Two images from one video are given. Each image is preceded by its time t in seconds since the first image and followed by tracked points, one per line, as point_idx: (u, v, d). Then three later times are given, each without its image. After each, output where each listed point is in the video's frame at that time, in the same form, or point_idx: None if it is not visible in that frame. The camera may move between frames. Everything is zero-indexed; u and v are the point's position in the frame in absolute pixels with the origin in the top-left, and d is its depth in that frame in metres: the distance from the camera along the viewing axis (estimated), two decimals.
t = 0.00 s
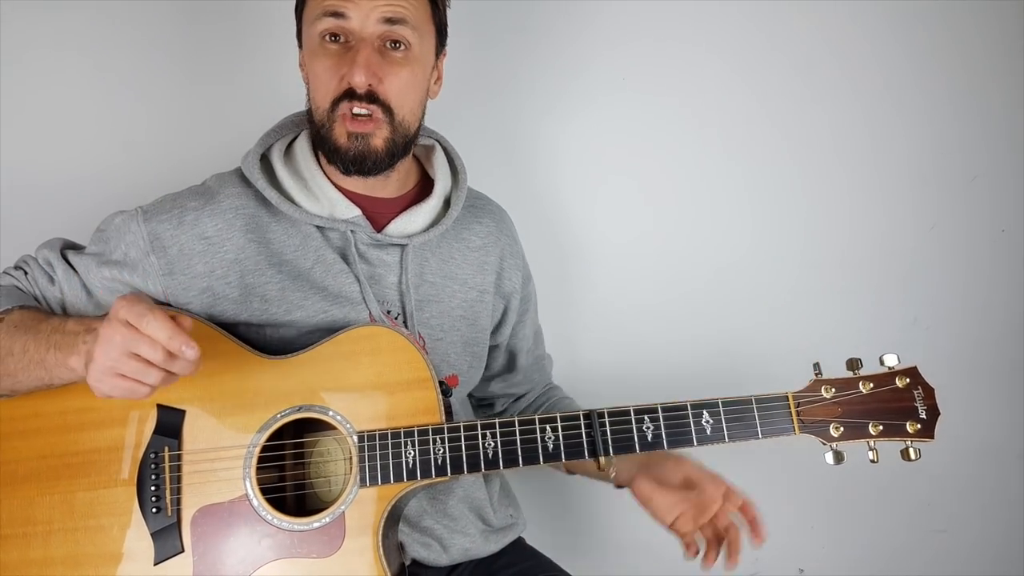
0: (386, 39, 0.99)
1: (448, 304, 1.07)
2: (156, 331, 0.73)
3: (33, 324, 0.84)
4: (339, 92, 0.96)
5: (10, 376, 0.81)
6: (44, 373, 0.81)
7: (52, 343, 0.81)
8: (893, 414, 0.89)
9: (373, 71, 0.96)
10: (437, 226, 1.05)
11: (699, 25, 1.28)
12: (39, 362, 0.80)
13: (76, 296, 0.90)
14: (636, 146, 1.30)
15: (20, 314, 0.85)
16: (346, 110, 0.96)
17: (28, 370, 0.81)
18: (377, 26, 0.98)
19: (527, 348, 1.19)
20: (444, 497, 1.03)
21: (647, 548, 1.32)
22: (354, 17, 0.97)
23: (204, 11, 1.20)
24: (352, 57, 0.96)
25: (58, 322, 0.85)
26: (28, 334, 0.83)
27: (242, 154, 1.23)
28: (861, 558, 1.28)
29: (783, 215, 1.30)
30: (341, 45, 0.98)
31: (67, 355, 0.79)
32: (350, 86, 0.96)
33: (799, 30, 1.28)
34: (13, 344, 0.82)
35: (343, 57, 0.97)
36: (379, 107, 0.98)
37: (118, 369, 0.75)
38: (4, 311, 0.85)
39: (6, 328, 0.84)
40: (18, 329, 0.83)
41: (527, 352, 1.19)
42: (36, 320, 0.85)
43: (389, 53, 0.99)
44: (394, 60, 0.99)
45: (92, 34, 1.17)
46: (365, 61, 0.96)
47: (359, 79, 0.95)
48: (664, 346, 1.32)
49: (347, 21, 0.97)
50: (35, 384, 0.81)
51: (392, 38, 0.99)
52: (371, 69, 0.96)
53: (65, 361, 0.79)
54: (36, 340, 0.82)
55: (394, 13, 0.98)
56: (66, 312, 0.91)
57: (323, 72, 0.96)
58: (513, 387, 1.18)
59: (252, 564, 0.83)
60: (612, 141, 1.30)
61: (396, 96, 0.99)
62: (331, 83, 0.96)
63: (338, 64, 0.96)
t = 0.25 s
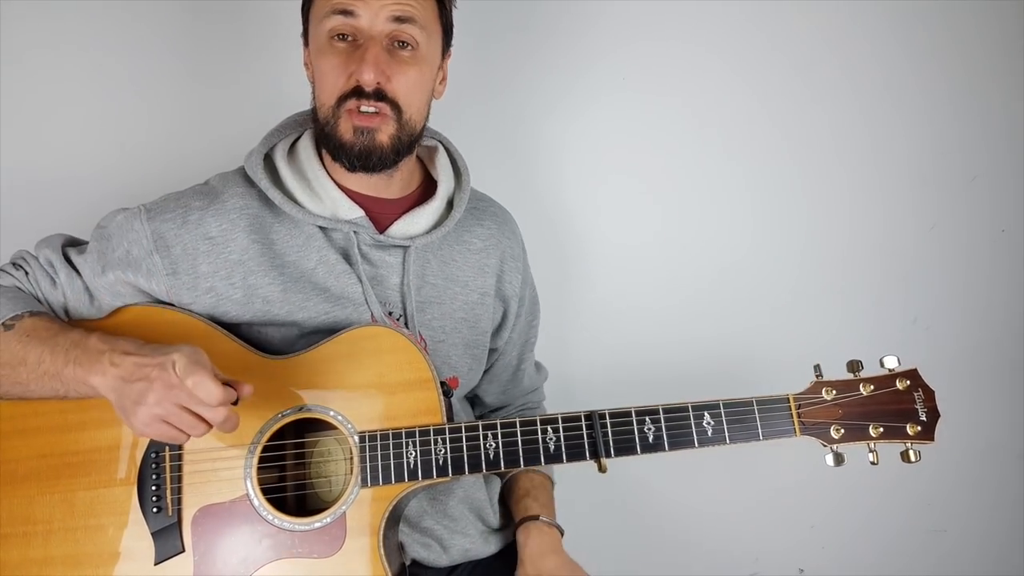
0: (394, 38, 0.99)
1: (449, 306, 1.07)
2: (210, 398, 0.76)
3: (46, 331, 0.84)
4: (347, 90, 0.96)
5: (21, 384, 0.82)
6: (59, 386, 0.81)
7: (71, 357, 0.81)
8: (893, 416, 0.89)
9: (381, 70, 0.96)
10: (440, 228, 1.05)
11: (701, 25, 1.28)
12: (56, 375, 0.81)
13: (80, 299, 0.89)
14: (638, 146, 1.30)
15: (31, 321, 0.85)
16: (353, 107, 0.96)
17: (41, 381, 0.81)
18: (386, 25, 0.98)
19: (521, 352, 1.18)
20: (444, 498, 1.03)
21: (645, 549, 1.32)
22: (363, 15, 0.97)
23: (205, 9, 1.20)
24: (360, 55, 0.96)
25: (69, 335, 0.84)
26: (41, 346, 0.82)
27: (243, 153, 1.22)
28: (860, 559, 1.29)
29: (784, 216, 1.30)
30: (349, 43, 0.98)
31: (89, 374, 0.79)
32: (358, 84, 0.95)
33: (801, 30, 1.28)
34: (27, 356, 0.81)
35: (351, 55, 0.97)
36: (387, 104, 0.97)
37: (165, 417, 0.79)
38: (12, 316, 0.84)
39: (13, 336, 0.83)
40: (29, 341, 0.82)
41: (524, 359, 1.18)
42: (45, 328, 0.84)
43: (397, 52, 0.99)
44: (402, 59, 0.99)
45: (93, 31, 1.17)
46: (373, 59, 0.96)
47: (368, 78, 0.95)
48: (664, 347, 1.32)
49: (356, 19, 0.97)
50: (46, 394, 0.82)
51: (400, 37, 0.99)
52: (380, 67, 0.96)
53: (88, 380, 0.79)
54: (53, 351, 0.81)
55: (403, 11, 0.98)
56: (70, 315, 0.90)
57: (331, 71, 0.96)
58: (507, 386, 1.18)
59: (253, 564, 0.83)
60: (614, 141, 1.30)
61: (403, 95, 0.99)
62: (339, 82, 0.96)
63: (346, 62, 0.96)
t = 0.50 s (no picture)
0: (399, 38, 0.99)
1: (450, 306, 1.07)
2: (251, 412, 0.81)
3: (51, 336, 0.84)
4: (352, 90, 0.96)
5: (26, 391, 0.82)
6: (64, 393, 0.81)
7: (78, 366, 0.81)
8: (893, 416, 0.89)
9: (386, 70, 0.96)
10: (441, 229, 1.05)
11: (703, 24, 1.28)
12: (62, 383, 0.80)
13: (81, 302, 0.89)
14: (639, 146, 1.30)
15: (35, 326, 0.85)
16: (358, 108, 0.96)
17: (46, 389, 0.81)
18: (391, 25, 0.98)
19: (526, 351, 1.18)
20: (445, 498, 1.03)
21: (645, 550, 1.32)
22: (367, 15, 0.97)
23: (206, 8, 1.20)
24: (365, 55, 0.96)
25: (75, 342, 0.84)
26: (47, 353, 0.82)
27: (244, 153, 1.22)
28: (860, 559, 1.29)
29: (785, 216, 1.30)
30: (354, 43, 0.98)
31: (97, 384, 0.79)
32: (362, 84, 0.95)
33: (802, 30, 1.28)
34: (32, 362, 0.81)
35: (356, 55, 0.97)
36: (392, 105, 0.97)
37: (179, 428, 0.79)
38: (17, 321, 0.84)
39: (18, 341, 0.83)
40: (36, 348, 0.82)
41: (530, 358, 1.17)
42: (50, 334, 0.84)
43: (401, 52, 0.99)
44: (406, 60, 0.99)
45: (94, 30, 1.17)
46: (378, 59, 0.96)
47: (372, 78, 0.95)
48: (664, 347, 1.32)
49: (361, 19, 0.97)
50: (49, 401, 0.82)
51: (404, 37, 0.99)
52: (384, 68, 0.96)
53: (96, 389, 0.80)
54: (59, 359, 0.81)
55: (408, 11, 0.98)
56: (72, 318, 0.90)
57: (335, 70, 0.96)
58: (512, 385, 1.18)
59: (254, 564, 0.83)
60: (615, 141, 1.30)
61: (407, 96, 0.99)
62: (343, 82, 0.96)
63: (351, 62, 0.96)
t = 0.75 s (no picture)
0: (393, 39, 1.00)
1: (449, 305, 1.07)
2: (257, 418, 0.80)
3: (54, 338, 0.84)
4: (340, 86, 0.96)
5: (28, 392, 0.82)
6: (68, 395, 0.81)
7: (82, 367, 0.81)
8: (889, 413, 0.90)
9: (375, 69, 0.96)
10: (439, 229, 1.06)
11: (701, 26, 1.29)
12: (66, 385, 0.80)
13: (82, 303, 0.89)
14: (638, 147, 1.31)
15: (37, 327, 0.85)
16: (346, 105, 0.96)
17: (49, 390, 0.81)
18: (386, 25, 0.99)
19: (525, 348, 1.18)
20: (445, 498, 1.03)
21: (645, 549, 1.32)
22: (364, 13, 0.97)
23: (206, 10, 1.20)
24: (356, 53, 0.97)
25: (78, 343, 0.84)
26: (50, 353, 0.82)
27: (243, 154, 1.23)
28: (859, 558, 1.29)
29: (782, 216, 1.31)
30: (349, 41, 0.99)
31: (101, 385, 0.79)
32: (351, 82, 0.96)
33: (799, 32, 1.29)
34: (36, 363, 0.81)
35: (348, 53, 0.97)
36: (380, 105, 0.98)
37: (184, 427, 0.79)
38: (19, 322, 0.84)
39: (21, 343, 0.83)
40: (40, 349, 0.83)
41: (530, 357, 1.18)
42: (53, 335, 0.85)
43: (395, 54, 1.00)
44: (398, 61, 0.99)
45: (93, 32, 1.17)
46: (369, 58, 0.96)
47: (360, 75, 0.95)
48: (663, 346, 1.33)
49: (356, 17, 0.98)
50: (52, 402, 0.82)
51: (400, 39, 1.00)
52: (374, 67, 0.96)
53: (101, 390, 0.80)
54: (62, 360, 0.81)
55: (404, 13, 0.99)
56: (73, 319, 0.90)
57: (327, 66, 0.97)
58: (510, 383, 1.18)
59: (254, 563, 0.83)
60: (615, 141, 1.30)
61: (398, 98, 0.99)
62: (334, 78, 0.96)
63: (342, 59, 0.97)
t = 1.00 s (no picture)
0: (393, 42, 1.01)
1: (446, 304, 1.07)
2: (258, 417, 0.80)
3: (55, 340, 0.84)
4: (341, 88, 0.97)
5: (30, 394, 0.82)
6: (70, 396, 0.81)
7: (84, 368, 0.81)
8: (886, 406, 0.90)
9: (376, 71, 0.97)
10: (435, 228, 1.06)
11: (700, 27, 1.30)
12: (68, 387, 0.80)
13: (81, 304, 0.89)
14: (637, 147, 1.31)
15: (38, 330, 0.85)
16: (346, 107, 0.97)
17: (52, 391, 0.81)
18: (386, 27, 0.99)
19: (523, 348, 1.19)
20: (444, 496, 1.04)
21: (646, 547, 1.33)
22: (363, 16, 0.98)
23: (204, 13, 1.21)
24: (357, 56, 0.97)
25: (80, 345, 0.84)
26: (52, 355, 0.82)
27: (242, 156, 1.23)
28: (858, 554, 1.30)
29: (780, 214, 1.31)
30: (348, 43, 0.99)
31: (103, 386, 0.79)
32: (352, 84, 0.96)
33: (797, 32, 1.30)
34: (38, 365, 0.81)
35: (348, 55, 0.98)
36: (381, 107, 0.98)
37: (186, 428, 0.79)
38: (19, 324, 0.84)
39: (22, 345, 0.83)
40: (42, 352, 0.83)
41: (528, 356, 1.18)
42: (54, 337, 0.85)
43: (395, 56, 1.01)
44: (399, 64, 1.00)
45: (92, 35, 1.18)
46: (369, 60, 0.97)
47: (362, 78, 0.96)
48: (661, 345, 1.33)
49: (356, 19, 0.98)
50: (54, 403, 0.82)
51: (400, 41, 1.01)
52: (375, 69, 0.97)
53: (104, 391, 0.80)
54: (65, 362, 0.81)
55: (404, 16, 1.00)
56: (73, 321, 0.91)
57: (327, 69, 0.97)
58: (509, 383, 1.19)
59: (255, 563, 0.83)
60: (615, 142, 1.31)
61: (398, 100, 1.00)
62: (334, 80, 0.97)
63: (342, 61, 0.97)
